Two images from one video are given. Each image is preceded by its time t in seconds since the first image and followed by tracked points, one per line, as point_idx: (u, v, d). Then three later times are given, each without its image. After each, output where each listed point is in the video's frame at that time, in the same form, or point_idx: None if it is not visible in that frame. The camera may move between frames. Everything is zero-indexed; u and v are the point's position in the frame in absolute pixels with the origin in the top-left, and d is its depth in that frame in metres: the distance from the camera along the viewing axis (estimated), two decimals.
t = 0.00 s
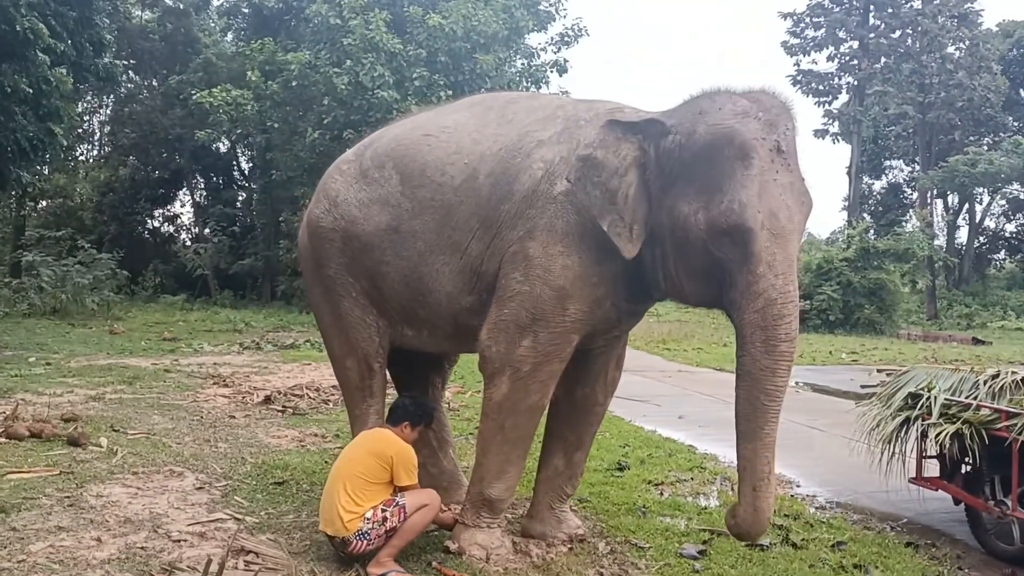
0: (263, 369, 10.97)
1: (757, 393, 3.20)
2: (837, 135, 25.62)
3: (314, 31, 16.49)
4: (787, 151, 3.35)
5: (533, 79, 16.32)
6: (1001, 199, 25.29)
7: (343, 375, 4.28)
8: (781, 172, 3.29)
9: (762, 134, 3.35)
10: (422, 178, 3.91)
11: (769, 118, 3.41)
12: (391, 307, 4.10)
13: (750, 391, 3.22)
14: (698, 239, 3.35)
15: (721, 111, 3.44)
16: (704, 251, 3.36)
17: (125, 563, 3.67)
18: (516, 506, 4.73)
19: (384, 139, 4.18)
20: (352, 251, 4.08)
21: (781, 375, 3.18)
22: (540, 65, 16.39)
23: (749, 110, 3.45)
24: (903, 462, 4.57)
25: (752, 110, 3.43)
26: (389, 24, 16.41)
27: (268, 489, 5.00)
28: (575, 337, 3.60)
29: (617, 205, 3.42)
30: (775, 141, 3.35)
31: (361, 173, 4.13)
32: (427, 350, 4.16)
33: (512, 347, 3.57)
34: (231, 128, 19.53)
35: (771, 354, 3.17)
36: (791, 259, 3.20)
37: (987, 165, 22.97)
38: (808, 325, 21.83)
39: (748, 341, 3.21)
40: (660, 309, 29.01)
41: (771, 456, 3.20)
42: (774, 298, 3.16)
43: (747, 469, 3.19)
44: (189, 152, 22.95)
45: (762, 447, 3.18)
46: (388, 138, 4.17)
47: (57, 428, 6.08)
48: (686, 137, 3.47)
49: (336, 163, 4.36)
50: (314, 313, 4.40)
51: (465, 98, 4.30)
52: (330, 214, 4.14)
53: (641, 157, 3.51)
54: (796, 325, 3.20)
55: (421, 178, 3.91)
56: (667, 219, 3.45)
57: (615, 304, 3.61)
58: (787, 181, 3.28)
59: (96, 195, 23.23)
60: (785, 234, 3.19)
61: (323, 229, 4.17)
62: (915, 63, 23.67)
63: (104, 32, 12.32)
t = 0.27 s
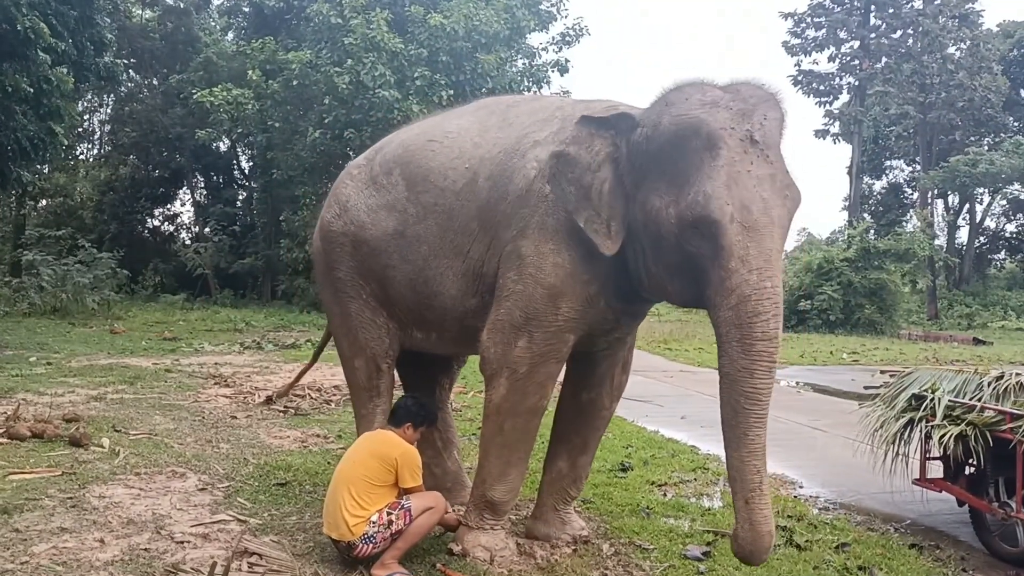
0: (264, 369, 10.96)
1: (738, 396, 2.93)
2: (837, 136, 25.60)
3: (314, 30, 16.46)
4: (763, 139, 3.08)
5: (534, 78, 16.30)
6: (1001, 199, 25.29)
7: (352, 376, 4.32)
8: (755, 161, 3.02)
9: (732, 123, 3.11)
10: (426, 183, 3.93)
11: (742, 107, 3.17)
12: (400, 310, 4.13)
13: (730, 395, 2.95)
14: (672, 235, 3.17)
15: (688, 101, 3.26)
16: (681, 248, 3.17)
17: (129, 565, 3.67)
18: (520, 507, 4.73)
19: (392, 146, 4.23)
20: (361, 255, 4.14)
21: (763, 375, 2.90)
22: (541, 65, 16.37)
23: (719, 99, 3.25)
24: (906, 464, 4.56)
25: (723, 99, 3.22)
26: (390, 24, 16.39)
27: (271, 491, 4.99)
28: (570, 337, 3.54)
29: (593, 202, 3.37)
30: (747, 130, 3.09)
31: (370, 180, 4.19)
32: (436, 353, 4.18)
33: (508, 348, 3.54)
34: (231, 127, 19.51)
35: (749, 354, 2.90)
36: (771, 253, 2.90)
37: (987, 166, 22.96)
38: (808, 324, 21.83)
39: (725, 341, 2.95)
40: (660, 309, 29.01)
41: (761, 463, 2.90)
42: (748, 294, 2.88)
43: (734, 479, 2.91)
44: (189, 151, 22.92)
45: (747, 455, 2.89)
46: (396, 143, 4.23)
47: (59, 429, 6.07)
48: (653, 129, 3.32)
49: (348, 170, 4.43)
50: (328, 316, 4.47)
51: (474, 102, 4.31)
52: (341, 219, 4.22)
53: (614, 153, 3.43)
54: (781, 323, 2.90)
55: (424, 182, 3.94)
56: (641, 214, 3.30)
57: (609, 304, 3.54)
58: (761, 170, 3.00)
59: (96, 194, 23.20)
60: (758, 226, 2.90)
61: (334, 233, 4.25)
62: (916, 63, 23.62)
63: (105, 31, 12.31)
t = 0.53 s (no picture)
0: (264, 369, 10.95)
1: (711, 389, 2.74)
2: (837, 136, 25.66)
3: (314, 29, 16.45)
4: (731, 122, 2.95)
5: (534, 78, 16.30)
6: (1001, 199, 25.30)
7: (357, 374, 4.34)
8: (723, 144, 2.89)
9: (697, 106, 3.00)
10: (423, 184, 3.94)
11: (710, 90, 3.06)
12: (402, 310, 4.14)
13: (702, 390, 2.76)
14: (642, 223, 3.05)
15: (652, 84, 3.17)
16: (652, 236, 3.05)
17: (129, 565, 3.66)
18: (521, 507, 4.74)
19: (396, 149, 4.25)
20: (366, 256, 4.17)
21: (734, 367, 2.71)
22: (541, 64, 16.36)
23: (686, 82, 3.16)
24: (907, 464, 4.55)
25: (690, 82, 3.12)
26: (390, 24, 16.36)
27: (271, 491, 4.99)
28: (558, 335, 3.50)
29: (564, 194, 3.31)
30: (715, 112, 2.97)
31: (374, 182, 4.22)
32: (439, 352, 4.17)
33: (499, 348, 3.52)
34: (231, 127, 19.48)
35: (718, 346, 2.72)
36: (741, 238, 2.74)
37: (987, 165, 22.97)
38: (808, 324, 21.83)
39: (695, 331, 2.78)
40: (659, 309, 29.02)
41: (735, 462, 2.71)
42: (716, 281, 2.72)
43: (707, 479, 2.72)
44: (189, 151, 22.89)
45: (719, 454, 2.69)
46: (401, 146, 4.25)
47: (58, 429, 6.07)
48: (619, 114, 3.25)
49: (358, 173, 4.48)
50: (337, 316, 4.51)
51: (477, 103, 4.29)
52: (347, 222, 4.27)
53: (584, 142, 3.38)
54: (755, 313, 2.72)
55: (422, 183, 3.94)
56: (613, 203, 3.21)
57: (593, 300, 3.49)
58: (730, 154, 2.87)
59: (96, 194, 23.17)
60: (726, 210, 2.76)
61: (341, 235, 4.30)
62: (915, 63, 23.61)
63: (104, 31, 12.28)
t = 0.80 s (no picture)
0: (264, 371, 10.94)
1: (675, 385, 2.68)
2: (835, 137, 25.72)
3: (314, 32, 16.43)
4: (702, 114, 2.92)
5: (533, 80, 16.30)
6: (1000, 201, 25.32)
7: (360, 375, 4.36)
8: (693, 135, 2.86)
9: (668, 97, 2.97)
10: (421, 186, 3.96)
11: (681, 81, 3.04)
12: (403, 312, 4.16)
13: (666, 387, 2.70)
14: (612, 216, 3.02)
15: (622, 75, 3.15)
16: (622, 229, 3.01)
17: (130, 568, 3.67)
18: (522, 510, 4.75)
19: (401, 152, 4.28)
20: (368, 258, 4.21)
21: (699, 363, 2.65)
22: (540, 67, 16.37)
23: (658, 73, 3.13)
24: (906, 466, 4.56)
25: (662, 72, 3.10)
26: (390, 27, 16.35)
27: (272, 494, 4.99)
28: (541, 336, 3.48)
29: (536, 185, 3.30)
30: (685, 103, 2.94)
31: (377, 184, 4.25)
32: (438, 354, 4.17)
33: (485, 347, 3.53)
34: (230, 129, 19.48)
35: (682, 341, 2.66)
36: (709, 230, 2.69)
37: (986, 167, 22.99)
38: (807, 326, 21.83)
39: (661, 326, 2.72)
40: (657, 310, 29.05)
41: (698, 462, 2.65)
42: (683, 274, 2.67)
43: (668, 476, 2.66)
44: (188, 153, 22.89)
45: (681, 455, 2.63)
46: (406, 150, 4.29)
47: (59, 432, 6.07)
48: (589, 104, 3.23)
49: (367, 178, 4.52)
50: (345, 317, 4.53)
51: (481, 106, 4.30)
52: (353, 225, 4.32)
53: (557, 132, 3.37)
54: (722, 308, 2.66)
55: (417, 185, 3.97)
56: (583, 194, 3.18)
57: (573, 300, 3.48)
58: (699, 145, 2.83)
59: (96, 197, 23.16)
60: (694, 201, 2.72)
61: (350, 237, 4.35)
62: (914, 65, 23.62)
63: (103, 34, 12.26)
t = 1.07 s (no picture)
0: (264, 376, 10.93)
1: (647, 393, 2.71)
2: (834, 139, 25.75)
3: (313, 36, 16.40)
4: (683, 116, 2.92)
5: (532, 83, 16.28)
6: (999, 202, 25.32)
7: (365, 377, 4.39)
8: (673, 137, 2.85)
9: (649, 97, 2.97)
10: (421, 189, 3.99)
11: (664, 81, 3.04)
12: (403, 315, 4.18)
13: (640, 394, 2.73)
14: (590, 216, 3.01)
15: (605, 73, 3.15)
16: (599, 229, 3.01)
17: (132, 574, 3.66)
18: (523, 514, 4.75)
19: (407, 156, 4.32)
20: (371, 260, 4.24)
21: (671, 372, 2.67)
22: (538, 70, 16.36)
23: (640, 72, 3.13)
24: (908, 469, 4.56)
25: (644, 73, 3.10)
26: (388, 31, 16.31)
27: (273, 498, 4.98)
28: (529, 340, 3.49)
29: (515, 182, 3.31)
30: (667, 104, 2.94)
31: (382, 187, 4.29)
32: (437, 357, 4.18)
33: (475, 352, 3.54)
34: (230, 133, 19.46)
35: (656, 349, 2.67)
36: (685, 234, 2.69)
37: (984, 168, 23.00)
38: (808, 328, 21.79)
39: (635, 332, 2.74)
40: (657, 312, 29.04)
41: (664, 471, 2.71)
42: (658, 280, 2.66)
43: (636, 483, 2.72)
44: (187, 158, 22.88)
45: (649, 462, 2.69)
46: (411, 153, 4.33)
47: (59, 437, 6.06)
48: (571, 100, 3.23)
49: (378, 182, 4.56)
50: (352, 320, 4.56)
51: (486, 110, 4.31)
52: (359, 227, 4.36)
53: (538, 130, 3.38)
54: (696, 316, 2.67)
55: (417, 189, 4.00)
56: (561, 192, 3.17)
57: (556, 303, 3.46)
58: (680, 148, 2.83)
59: (95, 201, 23.14)
60: (671, 205, 2.71)
61: (354, 239, 4.39)
62: (913, 67, 23.63)
63: (102, 38, 12.23)
